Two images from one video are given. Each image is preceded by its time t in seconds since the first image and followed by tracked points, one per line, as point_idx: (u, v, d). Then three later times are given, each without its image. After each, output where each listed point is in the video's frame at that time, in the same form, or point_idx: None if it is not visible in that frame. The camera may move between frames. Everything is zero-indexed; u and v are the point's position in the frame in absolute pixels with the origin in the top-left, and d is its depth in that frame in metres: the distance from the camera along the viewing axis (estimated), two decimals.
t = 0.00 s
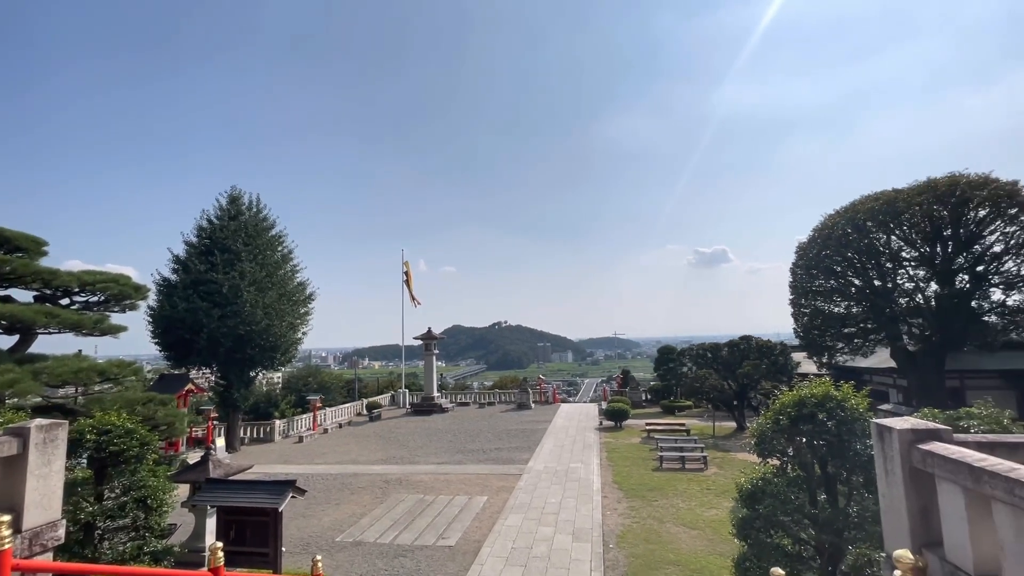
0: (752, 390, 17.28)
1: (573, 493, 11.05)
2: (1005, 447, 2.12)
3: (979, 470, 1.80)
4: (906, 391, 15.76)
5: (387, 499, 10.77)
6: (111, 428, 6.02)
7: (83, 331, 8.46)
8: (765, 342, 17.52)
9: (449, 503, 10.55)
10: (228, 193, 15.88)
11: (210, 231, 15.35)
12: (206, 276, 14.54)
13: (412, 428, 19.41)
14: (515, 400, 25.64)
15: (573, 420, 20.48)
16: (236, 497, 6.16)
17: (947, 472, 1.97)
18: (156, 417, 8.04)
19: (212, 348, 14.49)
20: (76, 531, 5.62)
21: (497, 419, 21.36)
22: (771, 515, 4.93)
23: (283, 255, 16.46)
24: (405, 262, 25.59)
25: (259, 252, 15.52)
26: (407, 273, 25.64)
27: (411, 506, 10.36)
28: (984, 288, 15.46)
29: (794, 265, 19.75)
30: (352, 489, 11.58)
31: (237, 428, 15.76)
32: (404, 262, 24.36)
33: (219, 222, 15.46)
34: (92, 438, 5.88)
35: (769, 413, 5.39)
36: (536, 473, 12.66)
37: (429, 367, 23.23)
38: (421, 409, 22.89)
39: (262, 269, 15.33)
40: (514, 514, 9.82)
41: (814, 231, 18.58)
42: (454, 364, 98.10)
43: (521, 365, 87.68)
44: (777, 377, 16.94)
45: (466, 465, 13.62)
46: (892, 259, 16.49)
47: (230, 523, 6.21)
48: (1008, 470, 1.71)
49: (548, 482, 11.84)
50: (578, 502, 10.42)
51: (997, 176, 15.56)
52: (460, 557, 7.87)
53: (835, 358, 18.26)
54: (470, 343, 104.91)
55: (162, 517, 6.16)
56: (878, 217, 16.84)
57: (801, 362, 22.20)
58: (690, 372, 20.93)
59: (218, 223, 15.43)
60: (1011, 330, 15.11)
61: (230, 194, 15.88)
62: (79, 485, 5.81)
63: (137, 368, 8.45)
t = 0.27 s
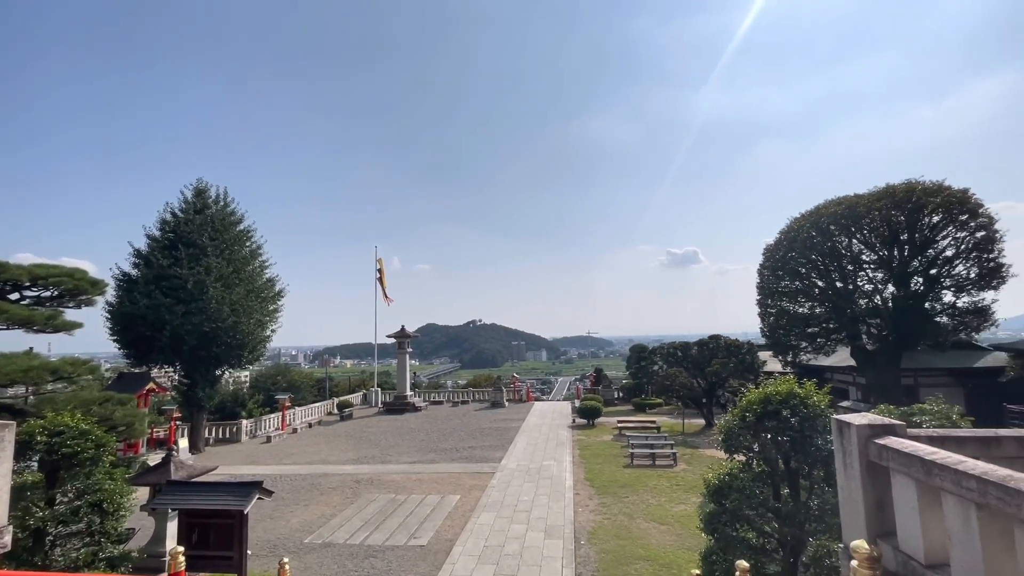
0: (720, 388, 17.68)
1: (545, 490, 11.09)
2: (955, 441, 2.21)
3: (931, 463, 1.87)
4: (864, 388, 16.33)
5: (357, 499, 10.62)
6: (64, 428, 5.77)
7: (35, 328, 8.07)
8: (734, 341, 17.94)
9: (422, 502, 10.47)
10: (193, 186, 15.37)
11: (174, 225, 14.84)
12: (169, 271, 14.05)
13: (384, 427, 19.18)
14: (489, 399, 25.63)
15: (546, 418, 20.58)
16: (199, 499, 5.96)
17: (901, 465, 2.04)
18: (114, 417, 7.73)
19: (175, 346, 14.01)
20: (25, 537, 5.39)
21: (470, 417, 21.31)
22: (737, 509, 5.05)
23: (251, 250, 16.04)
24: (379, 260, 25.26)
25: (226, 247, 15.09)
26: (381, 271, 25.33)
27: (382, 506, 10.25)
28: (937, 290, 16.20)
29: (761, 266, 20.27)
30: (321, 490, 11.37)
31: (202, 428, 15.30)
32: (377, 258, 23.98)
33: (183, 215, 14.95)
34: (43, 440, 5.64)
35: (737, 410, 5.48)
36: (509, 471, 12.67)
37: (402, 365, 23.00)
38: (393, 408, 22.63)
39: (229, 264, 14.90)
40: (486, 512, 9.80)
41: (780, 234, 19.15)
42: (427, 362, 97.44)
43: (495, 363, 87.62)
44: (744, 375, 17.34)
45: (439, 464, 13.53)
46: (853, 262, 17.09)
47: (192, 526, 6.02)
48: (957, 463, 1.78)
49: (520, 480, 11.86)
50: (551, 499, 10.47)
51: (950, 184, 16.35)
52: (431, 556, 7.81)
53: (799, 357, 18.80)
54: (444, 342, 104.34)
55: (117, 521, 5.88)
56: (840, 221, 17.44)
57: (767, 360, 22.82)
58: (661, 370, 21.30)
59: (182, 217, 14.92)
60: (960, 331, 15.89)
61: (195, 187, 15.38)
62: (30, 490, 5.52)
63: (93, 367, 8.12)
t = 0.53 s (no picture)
0: (683, 385, 18.11)
1: (511, 487, 11.13)
2: (898, 434, 2.33)
3: (875, 454, 1.97)
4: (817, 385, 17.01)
5: (319, 500, 10.40)
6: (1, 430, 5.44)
7: None
8: (696, 339, 18.41)
9: (386, 501, 10.34)
10: (146, 174, 14.71)
11: (125, 215, 14.16)
12: (119, 264, 13.40)
13: (348, 426, 18.85)
14: (456, 396, 25.52)
15: (514, 415, 20.65)
16: (149, 502, 5.71)
17: (848, 458, 2.14)
18: (57, 418, 7.32)
19: (125, 343, 13.38)
20: None
21: (437, 415, 21.18)
22: (697, 502, 5.20)
23: (208, 243, 15.47)
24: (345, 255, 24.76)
25: (182, 239, 14.50)
26: (347, 266, 24.83)
27: (346, 506, 10.07)
28: (884, 292, 17.05)
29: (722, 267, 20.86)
30: (282, 490, 11.09)
31: (155, 428, 14.68)
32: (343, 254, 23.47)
33: (135, 205, 14.28)
34: None
35: (697, 406, 5.63)
36: (476, 469, 12.66)
37: (367, 363, 22.64)
38: (358, 406, 22.26)
39: (186, 257, 14.33)
40: (452, 510, 9.77)
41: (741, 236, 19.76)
42: (394, 360, 96.31)
43: (463, 361, 87.29)
44: (706, 372, 17.82)
45: (404, 463, 13.39)
46: (808, 264, 17.79)
47: (141, 530, 5.81)
48: (898, 454, 1.88)
49: (487, 478, 11.87)
50: (516, 497, 10.52)
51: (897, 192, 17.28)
52: (395, 556, 7.73)
53: (757, 355, 19.42)
54: (411, 339, 103.26)
55: (59, 527, 5.64)
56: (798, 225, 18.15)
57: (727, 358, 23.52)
58: (626, 367, 21.66)
59: (134, 207, 14.25)
60: (904, 330, 16.83)
61: (149, 175, 14.72)
62: None
63: (34, 365, 7.67)
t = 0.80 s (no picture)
0: (652, 382, 18.44)
1: (482, 485, 11.14)
2: (851, 429, 2.44)
3: (830, 448, 2.05)
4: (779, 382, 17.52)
5: (285, 500, 10.20)
6: None
7: None
8: (665, 337, 18.75)
9: (354, 500, 10.21)
10: (103, 162, 14.11)
11: (79, 205, 13.55)
12: (72, 255, 12.81)
13: (316, 424, 18.51)
14: (427, 394, 25.35)
15: (485, 412, 20.64)
16: (103, 505, 5.48)
17: (805, 451, 2.23)
18: (3, 418, 6.96)
19: (78, 339, 12.82)
20: None
21: (408, 413, 21.00)
22: (663, 497, 5.31)
23: (169, 235, 14.94)
24: (314, 250, 24.26)
25: (140, 231, 13.96)
26: (316, 261, 24.33)
27: (312, 506, 9.90)
28: (843, 292, 17.72)
29: (691, 267, 21.32)
30: (246, 491, 10.82)
31: (110, 427, 14.10)
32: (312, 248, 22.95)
33: (90, 194, 13.69)
34: None
35: (664, 402, 5.74)
36: (446, 467, 12.61)
37: (337, 360, 22.27)
38: (327, 404, 21.87)
39: (144, 250, 13.81)
40: (422, 508, 9.71)
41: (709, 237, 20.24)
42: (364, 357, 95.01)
43: (435, 358, 86.72)
44: (674, 370, 18.16)
45: (374, 461, 13.25)
46: (772, 265, 18.34)
47: (94, 534, 5.56)
48: (850, 447, 1.97)
49: (457, 475, 11.83)
50: (487, 494, 10.54)
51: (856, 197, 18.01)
52: (363, 556, 7.64)
53: (723, 353, 19.88)
54: (381, 336, 101.99)
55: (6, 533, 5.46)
56: (763, 227, 18.70)
57: (694, 356, 24.06)
58: (597, 365, 21.91)
59: (89, 196, 13.65)
60: (860, 330, 17.44)
61: (105, 164, 14.12)
62: None
63: None
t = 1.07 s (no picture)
0: (622, 379, 18.69)
1: (453, 481, 11.12)
2: (808, 423, 2.54)
3: (789, 441, 2.13)
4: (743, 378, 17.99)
5: (250, 500, 9.97)
6: None
7: None
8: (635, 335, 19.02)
9: (322, 499, 10.06)
10: (54, 149, 13.45)
11: (28, 192, 12.89)
12: (20, 246, 12.19)
13: (283, 422, 18.13)
14: (399, 391, 25.13)
15: (457, 409, 20.58)
16: (54, 508, 5.25)
17: (766, 445, 2.31)
18: None
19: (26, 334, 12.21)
20: None
21: (379, 410, 20.77)
22: (631, 491, 5.40)
23: (127, 226, 14.35)
24: (282, 244, 23.68)
25: (95, 222, 13.37)
26: (284, 255, 23.75)
27: (279, 505, 9.71)
28: (804, 291, 18.32)
29: (661, 266, 21.71)
30: (209, 491, 10.53)
31: (61, 427, 13.50)
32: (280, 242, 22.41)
33: (40, 182, 13.03)
34: None
35: (633, 398, 5.83)
36: (417, 464, 12.53)
37: (305, 357, 21.83)
38: (294, 401, 21.44)
39: (100, 241, 13.23)
40: (391, 506, 9.64)
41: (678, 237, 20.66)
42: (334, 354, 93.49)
43: (407, 355, 85.97)
44: (643, 366, 18.46)
45: (343, 459, 13.07)
46: (738, 264, 18.83)
47: (43, 539, 5.31)
48: (808, 440, 2.05)
49: (428, 472, 11.79)
50: (458, 490, 10.54)
51: (818, 200, 18.65)
52: (330, 555, 7.54)
53: (691, 350, 20.30)
54: (352, 333, 100.48)
55: None
56: (730, 227, 19.18)
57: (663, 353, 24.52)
58: (569, 362, 22.09)
59: (39, 184, 12.99)
60: (820, 328, 18.00)
61: (57, 150, 13.46)
62: None
63: None
